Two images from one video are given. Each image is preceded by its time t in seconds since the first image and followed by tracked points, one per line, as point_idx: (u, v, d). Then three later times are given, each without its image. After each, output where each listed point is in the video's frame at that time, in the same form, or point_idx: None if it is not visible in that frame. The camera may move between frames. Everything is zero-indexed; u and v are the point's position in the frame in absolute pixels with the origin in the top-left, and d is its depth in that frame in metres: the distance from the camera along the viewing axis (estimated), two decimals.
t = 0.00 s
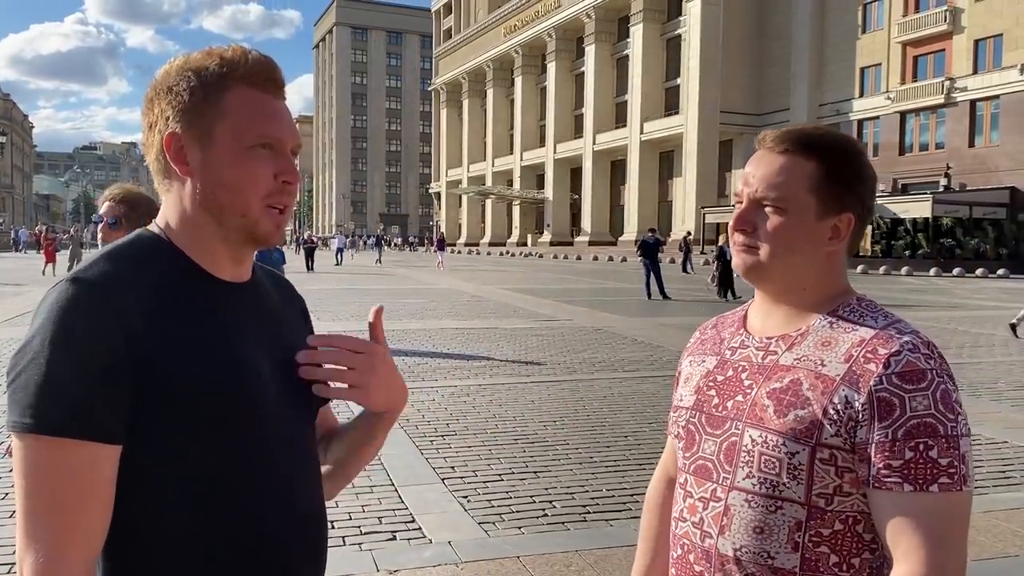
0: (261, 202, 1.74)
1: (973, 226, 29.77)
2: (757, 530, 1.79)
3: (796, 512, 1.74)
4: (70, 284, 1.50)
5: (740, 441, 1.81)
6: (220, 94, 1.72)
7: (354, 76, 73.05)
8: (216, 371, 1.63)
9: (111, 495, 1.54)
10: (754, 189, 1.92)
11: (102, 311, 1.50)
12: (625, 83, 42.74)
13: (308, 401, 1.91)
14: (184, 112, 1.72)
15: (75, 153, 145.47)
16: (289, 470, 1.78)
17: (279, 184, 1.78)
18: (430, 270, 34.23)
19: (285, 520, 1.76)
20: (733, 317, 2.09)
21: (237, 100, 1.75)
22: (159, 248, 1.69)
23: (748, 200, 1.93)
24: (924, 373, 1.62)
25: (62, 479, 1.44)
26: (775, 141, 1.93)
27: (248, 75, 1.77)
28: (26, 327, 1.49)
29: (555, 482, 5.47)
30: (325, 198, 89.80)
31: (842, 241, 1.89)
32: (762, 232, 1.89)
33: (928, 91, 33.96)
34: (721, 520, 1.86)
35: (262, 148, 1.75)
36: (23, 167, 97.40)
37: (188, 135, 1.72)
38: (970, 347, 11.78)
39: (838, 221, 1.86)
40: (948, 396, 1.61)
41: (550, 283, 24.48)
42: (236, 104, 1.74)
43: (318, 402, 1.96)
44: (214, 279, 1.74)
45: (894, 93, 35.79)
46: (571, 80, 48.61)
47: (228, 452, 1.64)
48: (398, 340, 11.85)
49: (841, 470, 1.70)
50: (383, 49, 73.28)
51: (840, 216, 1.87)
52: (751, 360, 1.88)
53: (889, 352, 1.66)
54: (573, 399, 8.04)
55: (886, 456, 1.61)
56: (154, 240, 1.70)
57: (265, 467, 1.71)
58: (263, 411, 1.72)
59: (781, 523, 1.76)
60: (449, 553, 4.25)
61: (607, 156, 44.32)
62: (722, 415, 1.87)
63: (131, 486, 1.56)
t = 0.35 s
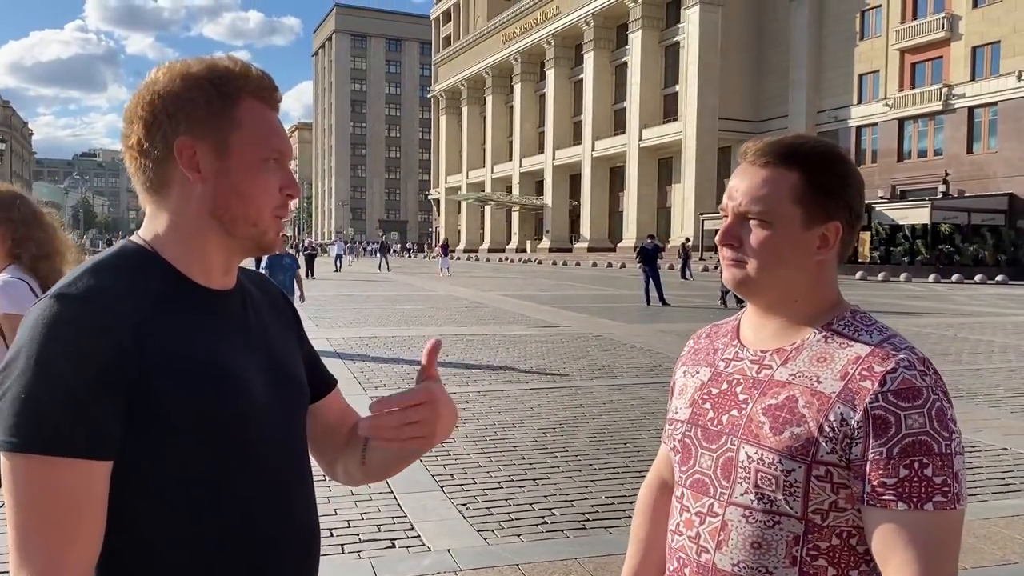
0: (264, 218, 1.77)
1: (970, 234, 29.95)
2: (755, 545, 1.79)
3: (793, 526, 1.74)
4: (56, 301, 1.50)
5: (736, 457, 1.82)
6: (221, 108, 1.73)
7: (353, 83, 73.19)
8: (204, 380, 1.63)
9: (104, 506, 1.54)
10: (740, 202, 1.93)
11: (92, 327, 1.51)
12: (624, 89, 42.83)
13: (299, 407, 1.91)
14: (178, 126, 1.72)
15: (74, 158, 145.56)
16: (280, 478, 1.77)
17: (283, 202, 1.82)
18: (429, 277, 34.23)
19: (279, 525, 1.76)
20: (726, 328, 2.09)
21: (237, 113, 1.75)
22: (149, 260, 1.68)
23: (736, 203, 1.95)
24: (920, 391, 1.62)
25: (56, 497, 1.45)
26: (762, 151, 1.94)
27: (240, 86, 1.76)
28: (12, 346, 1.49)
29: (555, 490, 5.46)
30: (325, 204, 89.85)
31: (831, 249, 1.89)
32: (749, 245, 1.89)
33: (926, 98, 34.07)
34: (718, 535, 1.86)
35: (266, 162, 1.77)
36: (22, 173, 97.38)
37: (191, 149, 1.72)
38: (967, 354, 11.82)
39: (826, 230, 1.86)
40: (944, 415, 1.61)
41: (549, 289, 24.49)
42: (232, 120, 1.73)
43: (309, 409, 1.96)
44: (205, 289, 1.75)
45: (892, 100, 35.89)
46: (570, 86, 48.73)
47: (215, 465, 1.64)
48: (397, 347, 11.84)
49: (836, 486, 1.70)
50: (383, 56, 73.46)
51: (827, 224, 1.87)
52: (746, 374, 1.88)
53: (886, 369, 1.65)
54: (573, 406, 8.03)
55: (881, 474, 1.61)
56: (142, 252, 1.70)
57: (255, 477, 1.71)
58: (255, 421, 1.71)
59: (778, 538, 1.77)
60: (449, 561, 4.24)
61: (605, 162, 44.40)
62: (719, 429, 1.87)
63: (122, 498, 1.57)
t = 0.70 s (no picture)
0: (267, 229, 1.78)
1: (970, 242, 29.95)
2: (747, 557, 1.78)
3: (787, 538, 1.73)
4: (49, 312, 1.49)
5: (732, 469, 1.81)
6: (220, 119, 1.73)
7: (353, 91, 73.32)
8: (201, 390, 1.61)
9: (94, 516, 1.52)
10: (722, 218, 1.92)
11: (87, 337, 1.50)
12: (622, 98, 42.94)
13: (296, 418, 1.90)
14: (174, 136, 1.72)
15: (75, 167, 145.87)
16: (274, 490, 1.75)
17: (285, 213, 1.82)
18: (429, 285, 34.20)
19: (274, 538, 1.74)
20: (724, 338, 2.09)
21: (237, 124, 1.75)
22: (144, 271, 1.67)
23: (718, 215, 1.94)
24: (917, 406, 1.60)
25: (43, 510, 1.43)
26: (737, 161, 1.93)
27: (237, 95, 1.76)
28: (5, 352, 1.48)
29: (554, 499, 5.43)
30: (324, 212, 89.91)
31: (819, 256, 1.87)
32: (734, 259, 1.88)
33: (925, 107, 34.13)
34: (710, 547, 1.85)
35: (268, 173, 1.77)
36: (21, 182, 97.36)
37: (194, 158, 1.72)
38: (968, 362, 11.78)
39: (811, 236, 1.85)
40: (940, 429, 1.59)
41: (548, 298, 24.45)
42: (231, 130, 1.73)
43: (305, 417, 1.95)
44: (201, 299, 1.74)
45: (890, 108, 35.98)
46: (569, 95, 48.82)
47: (207, 475, 1.62)
48: (395, 355, 11.81)
49: (834, 500, 1.69)
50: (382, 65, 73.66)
51: (812, 230, 1.86)
52: (744, 387, 1.87)
53: (882, 384, 1.64)
54: (572, 414, 7.99)
55: (875, 488, 1.59)
56: (135, 261, 1.68)
57: (249, 490, 1.69)
58: (251, 434, 1.69)
59: (771, 553, 1.75)
60: (448, 571, 4.20)
61: (604, 171, 44.45)
62: (716, 442, 1.86)
63: (112, 509, 1.55)
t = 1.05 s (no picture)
0: (272, 240, 1.78)
1: (969, 251, 30.01)
2: (743, 564, 1.77)
3: (782, 546, 1.73)
4: (55, 325, 1.49)
5: (731, 476, 1.80)
6: (228, 131, 1.73)
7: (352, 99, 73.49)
8: (199, 398, 1.60)
9: (100, 528, 1.52)
10: (716, 230, 1.93)
11: (90, 347, 1.49)
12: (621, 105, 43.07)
13: (297, 430, 1.90)
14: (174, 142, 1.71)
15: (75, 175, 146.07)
16: (274, 495, 1.75)
17: (289, 222, 1.80)
18: (428, 292, 34.22)
19: (274, 548, 1.73)
20: (726, 344, 2.11)
21: (240, 132, 1.75)
22: (140, 282, 1.66)
23: (712, 235, 1.93)
24: (915, 417, 1.59)
25: (46, 516, 1.43)
26: (739, 172, 1.92)
27: (238, 104, 1.76)
28: (7, 367, 1.48)
29: (554, 507, 5.42)
30: (324, 220, 90.02)
31: (816, 263, 1.87)
32: (731, 273, 1.89)
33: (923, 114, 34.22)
34: (706, 553, 1.84)
35: (273, 181, 1.77)
36: (21, 189, 97.46)
37: (198, 168, 1.71)
38: (967, 370, 11.80)
39: (806, 243, 1.85)
40: (941, 440, 1.57)
41: (546, 305, 24.46)
42: (234, 136, 1.73)
43: (304, 426, 1.95)
44: (203, 311, 1.73)
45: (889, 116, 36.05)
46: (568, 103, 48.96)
47: (215, 484, 1.62)
48: (395, 363, 11.82)
49: (829, 509, 1.69)
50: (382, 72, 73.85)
51: (807, 238, 1.86)
52: (746, 393, 1.87)
53: (882, 394, 1.64)
54: (571, 422, 8.00)
55: (874, 498, 1.58)
56: (141, 272, 1.68)
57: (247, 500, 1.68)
58: (250, 444, 1.69)
59: (767, 561, 1.75)
60: None
61: (603, 178, 44.53)
62: (717, 448, 1.85)
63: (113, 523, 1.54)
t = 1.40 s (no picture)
0: (301, 257, 1.80)
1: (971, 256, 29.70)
2: (741, 565, 1.77)
3: (781, 550, 1.72)
4: (111, 343, 1.49)
5: (731, 479, 1.80)
6: (267, 154, 1.73)
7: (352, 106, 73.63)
8: (248, 410, 1.62)
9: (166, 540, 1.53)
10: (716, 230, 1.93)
11: (148, 361, 1.50)
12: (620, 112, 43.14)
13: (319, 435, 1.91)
14: (211, 171, 1.67)
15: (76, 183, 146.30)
16: (310, 498, 1.76)
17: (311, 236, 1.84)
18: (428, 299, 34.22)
19: (317, 550, 1.76)
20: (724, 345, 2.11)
21: (279, 153, 1.75)
22: (175, 297, 1.64)
23: (715, 220, 1.93)
24: (918, 425, 1.58)
25: (120, 532, 1.44)
26: (755, 174, 1.90)
27: (273, 126, 1.75)
28: (65, 390, 1.48)
29: (553, 515, 5.40)
30: (324, 226, 90.12)
31: (810, 261, 1.87)
32: (727, 271, 1.88)
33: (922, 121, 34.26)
34: (706, 555, 1.84)
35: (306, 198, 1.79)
36: (22, 196, 97.61)
37: (253, 194, 1.71)
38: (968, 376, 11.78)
39: (800, 241, 1.85)
40: (941, 449, 1.56)
41: (546, 311, 24.47)
42: (280, 162, 1.74)
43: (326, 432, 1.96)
44: (231, 321, 1.74)
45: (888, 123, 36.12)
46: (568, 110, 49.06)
47: (268, 494, 1.64)
48: (394, 369, 11.81)
49: (829, 514, 1.67)
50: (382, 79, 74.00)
51: (801, 236, 1.86)
52: (747, 395, 1.87)
53: (883, 402, 1.62)
54: (571, 429, 7.98)
55: (877, 506, 1.57)
56: (173, 283, 1.68)
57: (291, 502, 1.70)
58: (290, 452, 1.71)
59: (766, 563, 1.74)
60: None
61: (602, 185, 44.59)
62: (718, 449, 1.85)
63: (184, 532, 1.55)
